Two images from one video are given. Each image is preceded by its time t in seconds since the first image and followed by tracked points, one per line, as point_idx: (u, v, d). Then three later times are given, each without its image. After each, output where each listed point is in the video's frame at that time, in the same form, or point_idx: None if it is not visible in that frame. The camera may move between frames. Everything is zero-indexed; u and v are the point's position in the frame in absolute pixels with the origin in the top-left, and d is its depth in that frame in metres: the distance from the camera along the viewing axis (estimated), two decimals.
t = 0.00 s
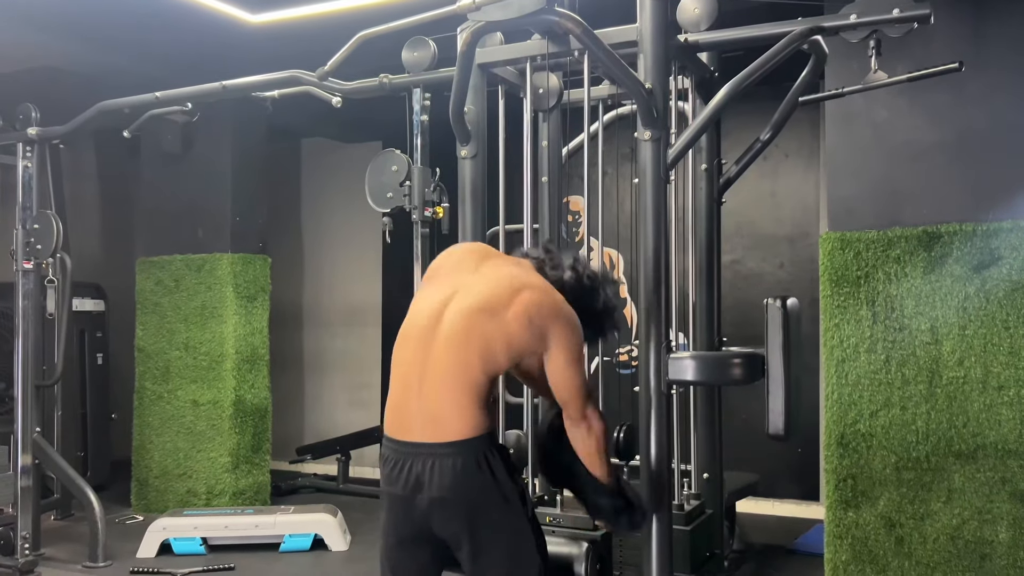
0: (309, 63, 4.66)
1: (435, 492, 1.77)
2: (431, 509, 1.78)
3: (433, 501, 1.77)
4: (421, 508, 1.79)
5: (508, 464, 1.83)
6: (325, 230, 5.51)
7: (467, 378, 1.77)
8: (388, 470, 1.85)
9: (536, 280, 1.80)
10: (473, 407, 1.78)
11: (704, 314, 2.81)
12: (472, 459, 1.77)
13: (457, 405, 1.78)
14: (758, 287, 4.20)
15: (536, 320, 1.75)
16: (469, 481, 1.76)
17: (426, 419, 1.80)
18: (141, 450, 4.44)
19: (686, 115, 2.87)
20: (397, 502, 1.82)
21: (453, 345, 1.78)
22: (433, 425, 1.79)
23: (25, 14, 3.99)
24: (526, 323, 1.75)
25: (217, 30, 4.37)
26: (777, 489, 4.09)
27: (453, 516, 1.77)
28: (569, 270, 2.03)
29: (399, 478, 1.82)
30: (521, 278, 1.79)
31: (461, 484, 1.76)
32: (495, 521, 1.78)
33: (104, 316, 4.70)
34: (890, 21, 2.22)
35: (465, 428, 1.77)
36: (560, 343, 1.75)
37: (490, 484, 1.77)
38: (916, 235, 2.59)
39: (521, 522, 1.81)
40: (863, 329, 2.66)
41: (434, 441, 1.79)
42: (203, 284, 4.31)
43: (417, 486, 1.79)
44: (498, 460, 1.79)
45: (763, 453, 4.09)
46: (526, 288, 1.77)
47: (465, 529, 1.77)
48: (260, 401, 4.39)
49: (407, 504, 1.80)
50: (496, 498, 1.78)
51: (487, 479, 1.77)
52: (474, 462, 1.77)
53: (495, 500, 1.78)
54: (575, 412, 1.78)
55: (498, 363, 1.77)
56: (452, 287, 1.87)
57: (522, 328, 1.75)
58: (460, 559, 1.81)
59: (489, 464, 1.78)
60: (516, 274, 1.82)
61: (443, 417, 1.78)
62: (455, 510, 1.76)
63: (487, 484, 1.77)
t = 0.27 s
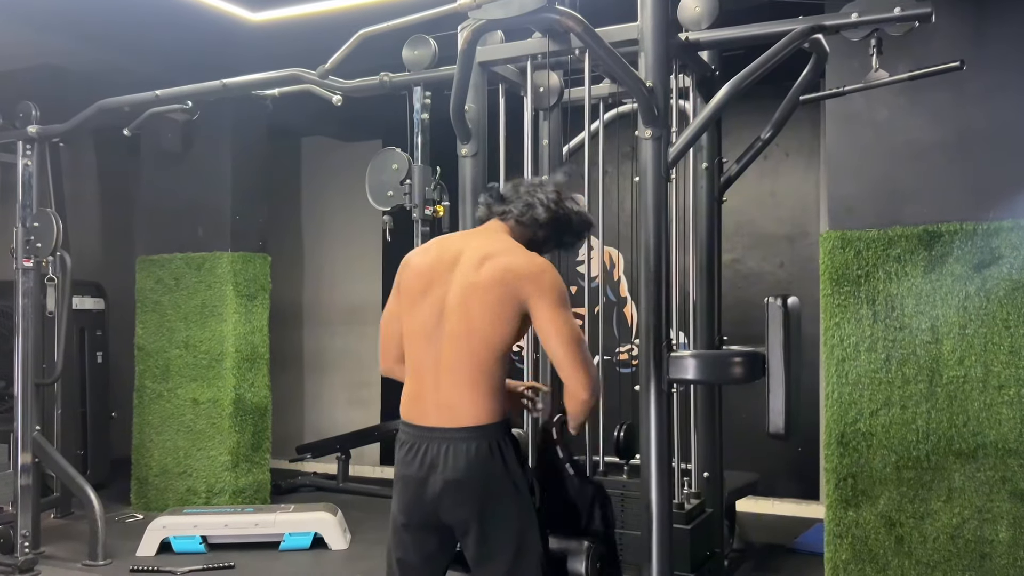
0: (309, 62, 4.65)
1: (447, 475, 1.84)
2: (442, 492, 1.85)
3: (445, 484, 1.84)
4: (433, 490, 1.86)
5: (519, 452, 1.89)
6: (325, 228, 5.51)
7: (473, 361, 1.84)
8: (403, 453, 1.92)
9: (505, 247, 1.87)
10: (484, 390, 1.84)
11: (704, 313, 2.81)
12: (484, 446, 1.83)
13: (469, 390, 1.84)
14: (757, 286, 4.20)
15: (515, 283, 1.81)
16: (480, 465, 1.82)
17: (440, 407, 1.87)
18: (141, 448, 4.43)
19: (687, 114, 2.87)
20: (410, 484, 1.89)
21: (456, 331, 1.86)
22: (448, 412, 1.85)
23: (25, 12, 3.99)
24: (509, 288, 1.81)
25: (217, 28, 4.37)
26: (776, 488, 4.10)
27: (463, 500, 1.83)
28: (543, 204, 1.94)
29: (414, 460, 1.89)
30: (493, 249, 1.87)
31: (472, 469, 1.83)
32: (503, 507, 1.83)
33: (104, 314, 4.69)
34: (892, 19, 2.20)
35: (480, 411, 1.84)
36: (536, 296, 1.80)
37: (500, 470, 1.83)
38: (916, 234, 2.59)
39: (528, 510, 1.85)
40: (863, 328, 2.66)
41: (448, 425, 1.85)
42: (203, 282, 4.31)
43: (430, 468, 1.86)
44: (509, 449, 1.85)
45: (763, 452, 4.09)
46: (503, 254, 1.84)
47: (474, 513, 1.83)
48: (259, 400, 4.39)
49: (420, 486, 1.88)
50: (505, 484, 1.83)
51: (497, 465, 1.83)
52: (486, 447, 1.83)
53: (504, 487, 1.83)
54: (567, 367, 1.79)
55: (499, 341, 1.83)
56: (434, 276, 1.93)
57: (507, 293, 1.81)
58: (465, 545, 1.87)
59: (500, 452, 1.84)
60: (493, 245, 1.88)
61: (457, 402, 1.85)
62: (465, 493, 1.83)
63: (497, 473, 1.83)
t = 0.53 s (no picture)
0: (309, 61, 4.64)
1: (449, 468, 1.85)
2: (444, 485, 1.85)
3: (447, 477, 1.85)
4: (436, 484, 1.86)
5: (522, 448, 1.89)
6: (325, 227, 5.50)
7: (470, 349, 1.88)
8: (408, 447, 1.94)
9: (477, 236, 1.92)
10: (485, 377, 1.88)
11: (705, 312, 2.81)
12: (488, 439, 1.85)
13: (471, 378, 1.88)
14: (757, 286, 4.20)
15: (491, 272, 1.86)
16: (482, 458, 1.84)
17: (445, 400, 1.88)
18: (141, 447, 4.43)
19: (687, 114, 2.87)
20: (413, 478, 1.90)
21: (449, 322, 1.90)
22: (453, 404, 1.88)
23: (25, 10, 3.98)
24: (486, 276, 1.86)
25: (217, 27, 4.37)
26: (776, 488, 4.09)
27: (465, 494, 1.83)
28: (510, 185, 1.94)
29: (418, 454, 1.91)
30: (468, 239, 1.92)
31: (475, 462, 1.84)
32: (504, 501, 1.83)
33: (104, 313, 4.69)
34: (893, 19, 2.21)
35: (485, 397, 1.87)
36: (511, 275, 1.85)
37: (502, 464, 1.84)
38: (916, 233, 2.59)
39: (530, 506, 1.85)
40: (864, 328, 2.66)
41: (453, 418, 1.87)
42: (204, 281, 4.30)
43: (433, 461, 1.88)
44: (512, 444, 1.86)
45: (763, 451, 4.09)
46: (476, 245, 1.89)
47: (476, 506, 1.83)
48: (259, 399, 4.39)
49: (423, 480, 1.88)
50: (507, 479, 1.84)
51: (500, 459, 1.84)
52: (489, 441, 1.85)
53: (506, 481, 1.84)
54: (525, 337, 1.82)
55: (491, 327, 1.88)
56: (414, 273, 1.96)
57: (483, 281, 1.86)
58: (466, 539, 1.86)
59: (503, 446, 1.85)
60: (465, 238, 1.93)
61: (461, 392, 1.87)
62: (468, 487, 1.83)
63: (499, 466, 1.84)
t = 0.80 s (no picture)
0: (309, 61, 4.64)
1: (451, 465, 1.85)
2: (446, 483, 1.85)
3: (449, 474, 1.85)
4: (437, 481, 1.86)
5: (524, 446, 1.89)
6: (325, 227, 5.50)
7: (470, 349, 1.89)
8: (410, 444, 1.94)
9: (470, 234, 1.93)
10: (485, 375, 1.88)
11: (705, 313, 2.81)
12: (490, 436, 1.85)
13: (471, 377, 1.88)
14: (757, 286, 4.21)
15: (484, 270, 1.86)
16: (484, 455, 1.84)
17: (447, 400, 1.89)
18: (141, 447, 4.43)
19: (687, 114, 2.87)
20: (415, 475, 1.90)
21: (447, 323, 1.90)
22: (454, 403, 1.88)
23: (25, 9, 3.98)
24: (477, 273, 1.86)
25: (217, 27, 4.37)
26: (776, 489, 4.10)
27: (466, 490, 1.83)
28: (498, 182, 1.98)
29: (420, 451, 1.91)
30: (463, 238, 1.92)
31: (476, 459, 1.84)
32: (505, 498, 1.83)
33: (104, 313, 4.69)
34: (893, 20, 2.21)
35: (486, 396, 1.87)
36: (506, 272, 1.85)
37: (504, 461, 1.84)
38: (916, 234, 2.59)
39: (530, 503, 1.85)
40: (864, 329, 2.66)
41: (455, 416, 1.87)
42: (204, 281, 4.30)
43: (435, 458, 1.87)
44: (514, 442, 1.86)
45: (762, 451, 4.09)
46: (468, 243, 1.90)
47: (477, 503, 1.83)
48: (258, 399, 4.39)
49: (424, 477, 1.88)
50: (508, 476, 1.84)
51: (501, 456, 1.84)
52: (491, 439, 1.85)
53: (507, 478, 1.84)
54: (528, 317, 1.81)
55: (490, 326, 1.88)
56: (410, 274, 1.96)
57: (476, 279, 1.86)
58: (467, 537, 1.86)
59: (505, 443, 1.85)
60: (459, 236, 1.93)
61: (462, 392, 1.88)
62: (469, 484, 1.83)
63: (501, 464, 1.84)
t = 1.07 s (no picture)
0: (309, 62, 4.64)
1: (451, 466, 1.85)
2: (446, 483, 1.85)
3: (449, 475, 1.84)
4: (437, 482, 1.86)
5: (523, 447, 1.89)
6: (324, 228, 5.50)
7: (470, 350, 1.88)
8: (411, 445, 1.94)
9: (468, 236, 1.93)
10: (485, 377, 1.88)
11: (704, 314, 2.81)
12: (490, 437, 1.85)
13: (471, 379, 1.88)
14: (756, 287, 4.21)
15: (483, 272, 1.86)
16: (484, 456, 1.84)
17: (446, 402, 1.89)
18: (140, 448, 4.43)
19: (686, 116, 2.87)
20: (415, 476, 1.90)
21: (447, 323, 1.90)
22: (453, 405, 1.88)
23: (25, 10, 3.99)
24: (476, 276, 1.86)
25: (217, 28, 4.37)
26: (775, 490, 4.10)
27: (466, 491, 1.83)
28: (498, 182, 1.98)
29: (420, 452, 1.91)
30: (462, 240, 1.92)
31: (476, 460, 1.84)
32: (505, 499, 1.83)
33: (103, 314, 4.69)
34: (892, 22, 2.22)
35: (486, 397, 1.87)
36: (502, 274, 1.84)
37: (503, 462, 1.84)
38: (915, 236, 2.59)
39: (529, 504, 1.85)
40: (863, 330, 2.66)
41: (455, 417, 1.87)
42: (203, 282, 4.30)
43: (436, 459, 1.87)
44: (514, 444, 1.86)
45: (761, 452, 4.09)
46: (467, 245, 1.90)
47: (477, 504, 1.83)
48: (258, 400, 4.39)
49: (424, 478, 1.88)
50: (508, 477, 1.84)
51: (501, 457, 1.84)
52: (491, 440, 1.85)
53: (507, 479, 1.84)
54: (529, 321, 1.81)
55: (489, 327, 1.88)
56: (411, 276, 1.97)
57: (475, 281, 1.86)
58: (467, 538, 1.86)
59: (505, 444, 1.85)
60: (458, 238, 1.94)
61: (462, 394, 1.88)
62: (469, 485, 1.83)
63: (500, 465, 1.84)
